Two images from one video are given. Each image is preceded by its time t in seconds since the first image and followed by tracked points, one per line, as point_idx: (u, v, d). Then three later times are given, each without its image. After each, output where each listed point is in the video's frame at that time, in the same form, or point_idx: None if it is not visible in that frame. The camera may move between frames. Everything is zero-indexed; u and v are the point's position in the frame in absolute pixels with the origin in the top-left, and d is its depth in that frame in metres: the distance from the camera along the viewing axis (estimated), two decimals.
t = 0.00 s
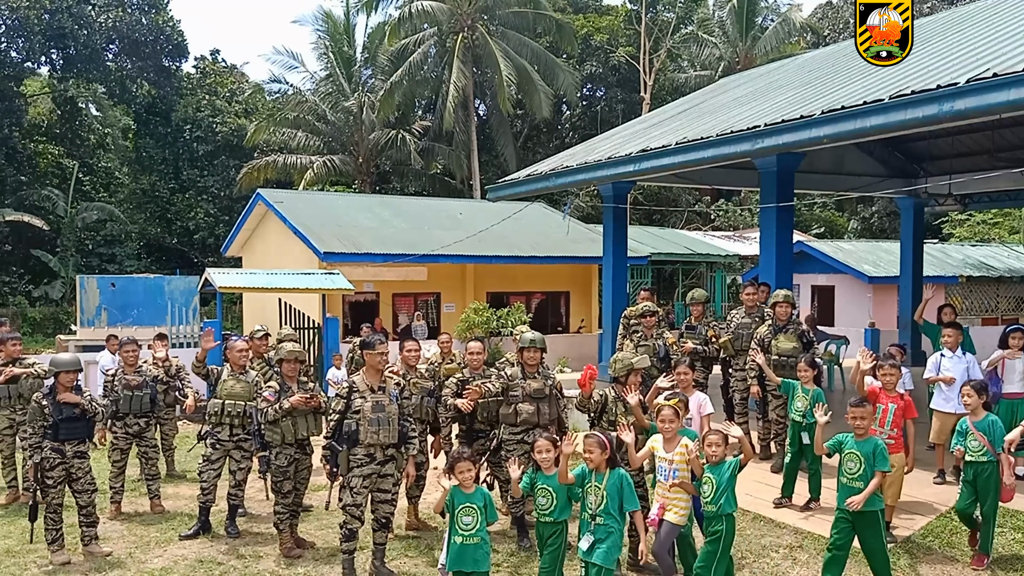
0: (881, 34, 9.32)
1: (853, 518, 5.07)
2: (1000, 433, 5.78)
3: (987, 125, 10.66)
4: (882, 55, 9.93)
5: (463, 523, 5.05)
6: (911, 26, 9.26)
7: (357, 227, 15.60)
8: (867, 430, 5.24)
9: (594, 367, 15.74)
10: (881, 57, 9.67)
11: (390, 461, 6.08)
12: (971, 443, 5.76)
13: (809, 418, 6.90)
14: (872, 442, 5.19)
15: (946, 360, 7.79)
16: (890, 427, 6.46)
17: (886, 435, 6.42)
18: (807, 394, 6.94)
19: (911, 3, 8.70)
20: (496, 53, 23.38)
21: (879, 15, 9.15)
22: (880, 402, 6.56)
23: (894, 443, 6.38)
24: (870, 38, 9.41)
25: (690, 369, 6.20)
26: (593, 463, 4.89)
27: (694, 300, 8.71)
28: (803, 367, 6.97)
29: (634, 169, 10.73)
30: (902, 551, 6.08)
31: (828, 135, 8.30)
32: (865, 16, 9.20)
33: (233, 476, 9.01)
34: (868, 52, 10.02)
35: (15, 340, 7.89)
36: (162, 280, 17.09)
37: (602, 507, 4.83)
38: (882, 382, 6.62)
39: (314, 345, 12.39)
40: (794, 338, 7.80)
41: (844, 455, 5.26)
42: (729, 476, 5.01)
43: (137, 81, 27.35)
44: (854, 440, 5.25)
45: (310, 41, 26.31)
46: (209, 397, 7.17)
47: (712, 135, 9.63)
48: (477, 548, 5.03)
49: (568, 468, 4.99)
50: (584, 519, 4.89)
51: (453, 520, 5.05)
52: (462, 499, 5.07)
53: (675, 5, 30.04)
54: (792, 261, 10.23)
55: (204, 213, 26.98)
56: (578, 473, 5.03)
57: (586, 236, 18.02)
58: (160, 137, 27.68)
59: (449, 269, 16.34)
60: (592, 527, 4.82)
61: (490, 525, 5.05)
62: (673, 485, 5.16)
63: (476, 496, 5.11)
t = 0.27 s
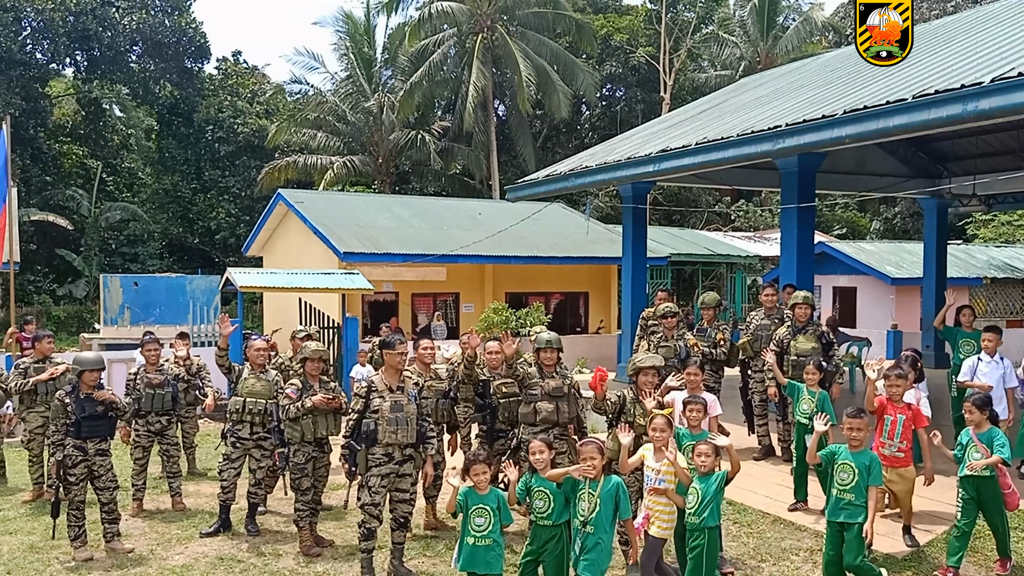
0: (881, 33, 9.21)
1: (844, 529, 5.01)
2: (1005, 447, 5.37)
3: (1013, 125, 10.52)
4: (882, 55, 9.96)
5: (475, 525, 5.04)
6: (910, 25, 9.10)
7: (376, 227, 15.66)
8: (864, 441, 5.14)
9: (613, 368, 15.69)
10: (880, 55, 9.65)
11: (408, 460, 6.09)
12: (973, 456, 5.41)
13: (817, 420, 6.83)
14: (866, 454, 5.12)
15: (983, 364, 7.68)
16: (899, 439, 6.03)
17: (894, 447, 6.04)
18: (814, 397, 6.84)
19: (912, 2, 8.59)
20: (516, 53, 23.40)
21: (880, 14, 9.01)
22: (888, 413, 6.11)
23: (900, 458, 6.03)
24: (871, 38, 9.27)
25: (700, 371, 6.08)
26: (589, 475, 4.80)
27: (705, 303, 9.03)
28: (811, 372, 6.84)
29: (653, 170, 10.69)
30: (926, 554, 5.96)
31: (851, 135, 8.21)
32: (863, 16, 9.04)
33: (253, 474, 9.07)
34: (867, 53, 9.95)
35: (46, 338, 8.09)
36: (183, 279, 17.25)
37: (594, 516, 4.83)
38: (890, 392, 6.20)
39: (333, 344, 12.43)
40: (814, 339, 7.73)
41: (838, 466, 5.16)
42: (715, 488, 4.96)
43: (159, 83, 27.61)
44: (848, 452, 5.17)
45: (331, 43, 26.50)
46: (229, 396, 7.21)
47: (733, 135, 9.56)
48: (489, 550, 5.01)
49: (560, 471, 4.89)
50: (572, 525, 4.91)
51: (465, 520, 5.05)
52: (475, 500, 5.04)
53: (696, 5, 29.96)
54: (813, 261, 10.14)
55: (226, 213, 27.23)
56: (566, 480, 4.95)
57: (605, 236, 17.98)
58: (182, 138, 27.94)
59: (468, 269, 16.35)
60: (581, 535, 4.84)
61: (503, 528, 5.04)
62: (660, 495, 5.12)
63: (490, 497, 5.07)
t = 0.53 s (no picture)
0: (882, 33, 9.11)
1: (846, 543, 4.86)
2: (996, 459, 5.22)
3: None
4: (881, 53, 9.85)
5: (477, 527, 5.01)
6: (913, 24, 9.01)
7: (392, 228, 15.71)
8: (863, 452, 4.97)
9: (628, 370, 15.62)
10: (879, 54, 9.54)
11: (422, 461, 6.08)
12: (962, 465, 5.25)
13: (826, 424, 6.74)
14: (868, 465, 4.93)
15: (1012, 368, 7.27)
16: (892, 472, 5.77)
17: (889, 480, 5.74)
18: (822, 400, 6.77)
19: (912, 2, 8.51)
20: (532, 54, 23.42)
21: (879, 14, 8.93)
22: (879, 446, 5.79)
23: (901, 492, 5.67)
24: (871, 38, 9.17)
25: (712, 375, 5.98)
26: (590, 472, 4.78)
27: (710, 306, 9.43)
28: (817, 374, 6.80)
29: (669, 171, 10.65)
30: (946, 558, 5.87)
31: (870, 136, 8.11)
32: (863, 15, 8.95)
33: (269, 474, 9.11)
34: (867, 53, 9.88)
35: (70, 338, 8.24)
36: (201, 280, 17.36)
37: (599, 514, 4.76)
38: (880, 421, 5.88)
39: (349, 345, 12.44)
40: (830, 340, 7.65)
41: (837, 477, 4.98)
42: (701, 492, 4.90)
43: (178, 85, 27.85)
44: (848, 462, 4.98)
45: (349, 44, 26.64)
46: (245, 395, 7.24)
47: (750, 136, 9.50)
48: (492, 552, 4.96)
49: (565, 473, 4.81)
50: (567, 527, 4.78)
51: (470, 522, 5.03)
52: (481, 503, 5.00)
53: (713, 5, 29.85)
54: (831, 263, 10.05)
55: (243, 214, 27.40)
56: (567, 481, 4.86)
57: (621, 237, 17.93)
58: (201, 139, 28.10)
59: (483, 271, 16.36)
60: (575, 535, 4.75)
61: (509, 531, 4.98)
62: (648, 496, 5.07)
63: (495, 501, 5.01)
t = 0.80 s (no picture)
0: (881, 33, 9.18)
1: (857, 551, 4.81)
2: (987, 470, 5.19)
3: None
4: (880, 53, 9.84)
5: (468, 536, 4.90)
6: (913, 24, 8.99)
7: (405, 228, 15.76)
8: (870, 457, 4.91)
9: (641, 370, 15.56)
10: (881, 54, 9.58)
11: (435, 461, 6.08)
12: (949, 477, 5.18)
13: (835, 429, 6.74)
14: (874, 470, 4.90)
15: None
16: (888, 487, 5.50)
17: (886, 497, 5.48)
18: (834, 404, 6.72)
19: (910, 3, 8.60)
20: (544, 55, 23.43)
21: (879, 14, 9.01)
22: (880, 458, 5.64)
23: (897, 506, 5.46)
24: (871, 37, 9.27)
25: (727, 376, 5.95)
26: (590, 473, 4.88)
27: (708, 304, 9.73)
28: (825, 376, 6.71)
29: (683, 171, 10.61)
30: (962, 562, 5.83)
31: (886, 135, 8.03)
32: (864, 15, 9.09)
33: (282, 474, 9.14)
34: (867, 54, 9.89)
35: (89, 336, 8.32)
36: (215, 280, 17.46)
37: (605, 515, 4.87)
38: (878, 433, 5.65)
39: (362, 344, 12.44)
40: (844, 342, 7.60)
41: (847, 483, 4.87)
42: (676, 500, 4.81)
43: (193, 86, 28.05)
44: (854, 467, 4.90)
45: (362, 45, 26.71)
46: (258, 396, 7.27)
47: (765, 136, 9.45)
48: (478, 561, 4.87)
49: (565, 479, 4.79)
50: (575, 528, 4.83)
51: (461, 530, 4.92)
52: (473, 510, 4.89)
53: (727, 5, 29.76)
54: (846, 263, 9.98)
55: (257, 214, 27.52)
56: (568, 486, 4.85)
57: (635, 238, 17.90)
58: (215, 140, 28.24)
59: (496, 271, 16.36)
60: (585, 537, 4.80)
61: (497, 540, 4.85)
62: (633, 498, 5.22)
63: (488, 508, 4.89)
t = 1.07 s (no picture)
0: (881, 33, 9.14)
1: (865, 550, 4.81)
2: (984, 472, 5.13)
3: None
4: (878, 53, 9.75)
5: (458, 534, 4.96)
6: (913, 24, 8.96)
7: (415, 229, 15.78)
8: (869, 458, 4.86)
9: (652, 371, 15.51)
10: (879, 55, 9.54)
11: (445, 461, 6.08)
12: (948, 481, 5.11)
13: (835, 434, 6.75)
14: (873, 469, 4.88)
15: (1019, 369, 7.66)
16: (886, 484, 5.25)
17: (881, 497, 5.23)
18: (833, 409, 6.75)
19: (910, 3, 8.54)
20: (554, 55, 23.42)
21: (879, 14, 8.97)
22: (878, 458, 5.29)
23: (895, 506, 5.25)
24: (871, 37, 9.23)
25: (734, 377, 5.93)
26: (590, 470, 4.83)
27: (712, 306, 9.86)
28: (828, 383, 6.71)
29: (693, 170, 10.58)
30: (975, 565, 5.79)
31: (898, 134, 7.97)
32: (863, 15, 9.06)
33: (292, 473, 9.16)
34: (866, 54, 9.82)
35: (103, 336, 8.36)
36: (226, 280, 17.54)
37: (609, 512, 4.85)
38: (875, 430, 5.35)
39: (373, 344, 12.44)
40: (856, 343, 7.55)
41: (851, 485, 4.82)
42: (662, 496, 4.82)
43: (205, 87, 28.19)
44: (854, 468, 4.86)
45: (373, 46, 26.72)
46: (268, 396, 7.29)
47: (776, 135, 9.41)
48: (470, 561, 4.91)
49: (567, 477, 4.76)
50: (583, 528, 4.78)
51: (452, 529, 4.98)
52: (465, 509, 4.97)
53: (738, 4, 29.67)
54: (858, 264, 9.92)
55: (268, 215, 27.60)
56: (573, 484, 4.82)
57: (645, 238, 17.86)
58: (227, 141, 28.40)
59: (506, 271, 16.36)
60: (592, 536, 4.77)
61: (489, 539, 4.94)
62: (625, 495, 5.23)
63: (479, 507, 4.99)
